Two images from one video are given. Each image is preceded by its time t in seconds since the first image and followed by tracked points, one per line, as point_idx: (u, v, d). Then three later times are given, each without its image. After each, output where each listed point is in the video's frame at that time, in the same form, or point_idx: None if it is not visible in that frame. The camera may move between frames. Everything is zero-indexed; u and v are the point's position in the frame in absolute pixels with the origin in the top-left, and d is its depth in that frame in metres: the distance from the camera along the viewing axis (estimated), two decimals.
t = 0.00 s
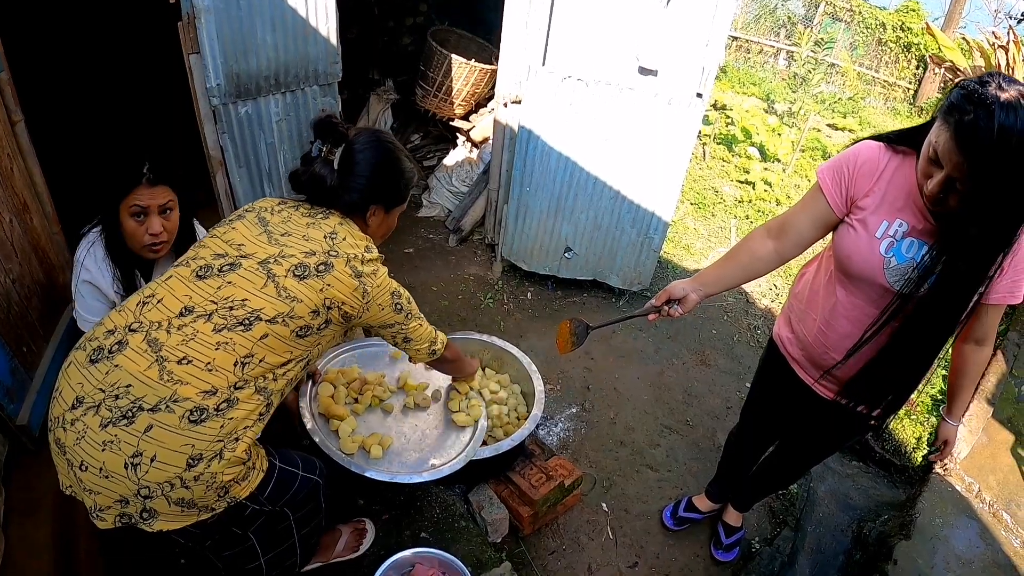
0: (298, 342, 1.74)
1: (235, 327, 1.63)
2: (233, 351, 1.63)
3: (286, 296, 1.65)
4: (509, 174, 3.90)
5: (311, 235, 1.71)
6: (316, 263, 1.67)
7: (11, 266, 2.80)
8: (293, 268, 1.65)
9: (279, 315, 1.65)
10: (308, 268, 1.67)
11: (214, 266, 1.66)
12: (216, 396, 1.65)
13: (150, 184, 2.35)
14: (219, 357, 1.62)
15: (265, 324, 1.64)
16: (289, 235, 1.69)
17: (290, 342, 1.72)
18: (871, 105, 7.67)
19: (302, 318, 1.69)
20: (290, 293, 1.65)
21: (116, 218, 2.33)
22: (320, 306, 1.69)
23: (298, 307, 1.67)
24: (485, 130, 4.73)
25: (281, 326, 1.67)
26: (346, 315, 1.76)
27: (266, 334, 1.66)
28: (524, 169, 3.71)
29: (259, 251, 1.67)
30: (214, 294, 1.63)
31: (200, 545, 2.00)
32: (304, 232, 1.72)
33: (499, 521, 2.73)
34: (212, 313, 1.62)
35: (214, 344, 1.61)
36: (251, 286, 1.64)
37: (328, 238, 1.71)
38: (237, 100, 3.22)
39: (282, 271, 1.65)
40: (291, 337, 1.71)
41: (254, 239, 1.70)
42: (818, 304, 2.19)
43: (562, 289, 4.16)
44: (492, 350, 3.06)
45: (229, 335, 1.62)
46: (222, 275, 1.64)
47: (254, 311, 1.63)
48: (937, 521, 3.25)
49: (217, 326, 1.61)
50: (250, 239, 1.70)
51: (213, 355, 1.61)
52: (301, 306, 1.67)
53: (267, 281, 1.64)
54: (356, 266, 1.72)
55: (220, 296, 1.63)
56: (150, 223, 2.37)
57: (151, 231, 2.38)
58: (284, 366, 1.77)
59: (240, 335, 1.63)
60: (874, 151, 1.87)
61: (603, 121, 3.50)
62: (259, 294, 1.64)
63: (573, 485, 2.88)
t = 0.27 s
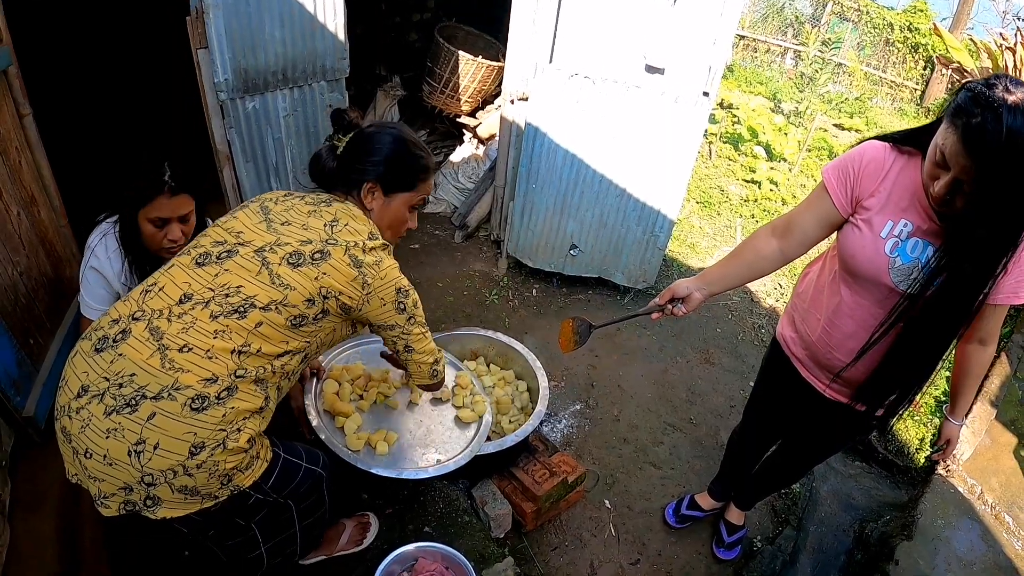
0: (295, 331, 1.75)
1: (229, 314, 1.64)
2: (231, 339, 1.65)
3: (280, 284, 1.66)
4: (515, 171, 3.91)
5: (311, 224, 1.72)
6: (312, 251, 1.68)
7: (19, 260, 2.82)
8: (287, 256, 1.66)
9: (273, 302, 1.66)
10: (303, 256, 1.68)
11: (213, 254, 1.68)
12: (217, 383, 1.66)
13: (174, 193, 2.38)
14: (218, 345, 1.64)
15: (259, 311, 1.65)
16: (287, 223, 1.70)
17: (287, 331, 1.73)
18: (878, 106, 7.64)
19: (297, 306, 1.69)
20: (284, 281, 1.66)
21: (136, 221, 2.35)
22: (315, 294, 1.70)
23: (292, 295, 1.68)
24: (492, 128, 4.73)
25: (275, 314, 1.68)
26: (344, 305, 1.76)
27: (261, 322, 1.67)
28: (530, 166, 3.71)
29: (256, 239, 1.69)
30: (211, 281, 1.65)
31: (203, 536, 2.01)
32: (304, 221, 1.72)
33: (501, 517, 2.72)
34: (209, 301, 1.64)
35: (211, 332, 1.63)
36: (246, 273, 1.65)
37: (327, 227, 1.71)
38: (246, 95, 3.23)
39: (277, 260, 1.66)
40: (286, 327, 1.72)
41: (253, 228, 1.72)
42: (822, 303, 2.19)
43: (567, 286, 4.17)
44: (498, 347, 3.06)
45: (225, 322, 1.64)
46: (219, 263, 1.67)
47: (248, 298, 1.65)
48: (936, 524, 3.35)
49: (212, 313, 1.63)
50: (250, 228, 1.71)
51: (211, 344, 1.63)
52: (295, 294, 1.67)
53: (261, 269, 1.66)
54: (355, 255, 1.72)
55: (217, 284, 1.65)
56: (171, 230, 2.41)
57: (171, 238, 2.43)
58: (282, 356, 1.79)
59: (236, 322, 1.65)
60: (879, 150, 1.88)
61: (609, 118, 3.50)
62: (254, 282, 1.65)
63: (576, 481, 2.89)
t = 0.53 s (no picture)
0: (294, 327, 1.75)
1: (229, 307, 1.65)
2: (229, 332, 1.66)
3: (280, 280, 1.67)
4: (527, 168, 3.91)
5: (318, 220, 1.72)
6: (315, 247, 1.68)
7: (31, 251, 2.84)
8: (289, 252, 1.66)
9: (274, 298, 1.67)
10: (305, 252, 1.68)
11: (218, 244, 1.70)
12: (215, 374, 1.68)
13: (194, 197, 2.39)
14: (216, 337, 1.65)
15: (257, 305, 1.66)
16: (295, 218, 1.71)
17: (284, 327, 1.74)
18: (891, 106, 7.59)
19: (295, 302, 1.70)
20: (284, 276, 1.67)
21: (153, 221, 2.35)
22: (315, 292, 1.70)
23: (292, 291, 1.68)
24: (504, 124, 4.77)
25: (273, 309, 1.68)
26: (344, 305, 1.76)
27: (258, 316, 1.68)
28: (542, 163, 3.71)
29: (261, 232, 1.70)
30: (214, 273, 1.67)
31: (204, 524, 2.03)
32: (312, 216, 1.73)
33: (509, 513, 2.72)
34: (210, 292, 1.65)
35: (211, 325, 1.64)
36: (247, 266, 1.67)
37: (335, 224, 1.71)
38: (258, 89, 3.24)
39: (279, 254, 1.67)
40: (283, 323, 1.73)
41: (260, 220, 1.73)
42: (833, 304, 2.19)
43: (577, 283, 4.16)
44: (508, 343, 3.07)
45: (224, 314, 1.65)
46: (223, 254, 1.68)
47: (247, 291, 1.66)
48: (944, 526, 3.37)
49: (213, 305, 1.64)
50: (256, 220, 1.73)
51: (209, 335, 1.65)
52: (294, 290, 1.68)
53: (263, 262, 1.67)
54: (360, 255, 1.71)
55: (219, 275, 1.66)
56: (187, 232, 2.43)
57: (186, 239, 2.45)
58: (278, 353, 1.80)
59: (237, 316, 1.66)
60: (891, 149, 1.87)
61: (621, 116, 3.49)
62: (255, 275, 1.66)
63: (584, 478, 2.89)
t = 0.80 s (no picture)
0: (302, 329, 1.76)
1: (239, 307, 1.67)
2: (238, 333, 1.67)
3: (292, 281, 1.68)
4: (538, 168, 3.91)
5: (331, 222, 1.73)
6: (328, 250, 1.70)
7: (44, 246, 2.88)
8: (302, 254, 1.68)
9: (285, 299, 1.69)
10: (318, 254, 1.70)
11: (230, 246, 1.72)
12: (220, 375, 1.69)
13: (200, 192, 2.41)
14: (224, 337, 1.66)
15: (269, 306, 1.68)
16: (307, 220, 1.72)
17: (295, 328, 1.75)
18: (905, 108, 7.52)
19: (308, 304, 1.71)
20: (297, 278, 1.69)
21: (160, 217, 2.37)
22: (327, 294, 1.72)
23: (303, 293, 1.69)
24: (516, 124, 4.80)
25: (285, 311, 1.70)
26: (356, 307, 1.78)
27: (268, 317, 1.69)
28: (554, 163, 3.72)
29: (273, 234, 1.72)
30: (224, 273, 1.68)
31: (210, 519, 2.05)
32: (325, 219, 1.74)
33: (516, 512, 2.71)
34: (220, 292, 1.67)
35: (219, 325, 1.65)
36: (259, 268, 1.68)
37: (346, 227, 1.73)
38: (270, 88, 3.26)
39: (292, 256, 1.68)
40: (295, 324, 1.74)
41: (272, 222, 1.75)
42: (842, 307, 2.18)
43: (588, 283, 4.16)
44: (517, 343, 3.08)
45: (233, 315, 1.66)
46: (235, 255, 1.70)
47: (258, 293, 1.67)
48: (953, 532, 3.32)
49: (223, 304, 1.66)
50: (268, 222, 1.74)
51: (218, 335, 1.66)
52: (306, 292, 1.69)
53: (275, 264, 1.68)
54: (372, 258, 1.73)
55: (230, 276, 1.68)
56: (194, 225, 2.47)
57: (192, 231, 2.49)
58: (288, 353, 1.81)
59: (245, 316, 1.67)
60: (903, 151, 1.86)
61: (632, 116, 3.48)
62: (267, 277, 1.68)
63: (592, 479, 2.88)
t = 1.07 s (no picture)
0: (327, 331, 1.79)
1: (267, 310, 1.70)
2: (264, 334, 1.70)
3: (320, 285, 1.70)
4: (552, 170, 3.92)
5: (354, 227, 1.76)
6: (353, 255, 1.72)
7: (60, 244, 2.92)
8: (329, 259, 1.70)
9: (309, 302, 1.72)
10: (344, 259, 1.72)
11: (254, 250, 1.74)
12: (244, 376, 1.72)
13: (211, 187, 2.42)
14: (249, 340, 1.69)
15: (296, 310, 1.70)
16: (330, 225, 1.75)
17: (321, 330, 1.79)
18: (921, 112, 7.45)
19: (335, 307, 1.74)
20: (324, 283, 1.71)
21: (172, 212, 2.40)
22: (353, 297, 1.75)
23: (331, 297, 1.72)
24: (531, 125, 4.74)
25: (312, 314, 1.73)
26: (380, 309, 1.81)
27: (296, 320, 1.72)
28: (569, 164, 3.71)
29: (298, 239, 1.74)
30: (250, 277, 1.71)
31: (224, 517, 2.08)
32: (347, 223, 1.77)
33: (526, 514, 2.70)
34: (246, 296, 1.69)
35: (245, 327, 1.68)
36: (286, 272, 1.70)
37: (369, 232, 1.76)
38: (285, 89, 3.28)
39: (319, 261, 1.71)
40: (321, 326, 1.77)
41: (295, 227, 1.77)
42: (853, 313, 2.17)
43: (601, 286, 4.15)
44: (531, 346, 3.06)
45: (260, 318, 1.69)
46: (259, 259, 1.72)
47: (286, 296, 1.70)
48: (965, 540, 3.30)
49: (249, 308, 1.68)
50: (291, 227, 1.76)
51: (243, 338, 1.69)
52: (334, 296, 1.72)
53: (302, 268, 1.71)
54: (395, 262, 1.76)
55: (255, 279, 1.70)
56: (205, 219, 2.49)
57: (203, 226, 2.50)
58: (314, 353, 1.84)
59: (271, 318, 1.70)
60: (915, 156, 1.84)
61: (646, 118, 3.47)
62: (295, 281, 1.70)
63: (602, 483, 2.87)
